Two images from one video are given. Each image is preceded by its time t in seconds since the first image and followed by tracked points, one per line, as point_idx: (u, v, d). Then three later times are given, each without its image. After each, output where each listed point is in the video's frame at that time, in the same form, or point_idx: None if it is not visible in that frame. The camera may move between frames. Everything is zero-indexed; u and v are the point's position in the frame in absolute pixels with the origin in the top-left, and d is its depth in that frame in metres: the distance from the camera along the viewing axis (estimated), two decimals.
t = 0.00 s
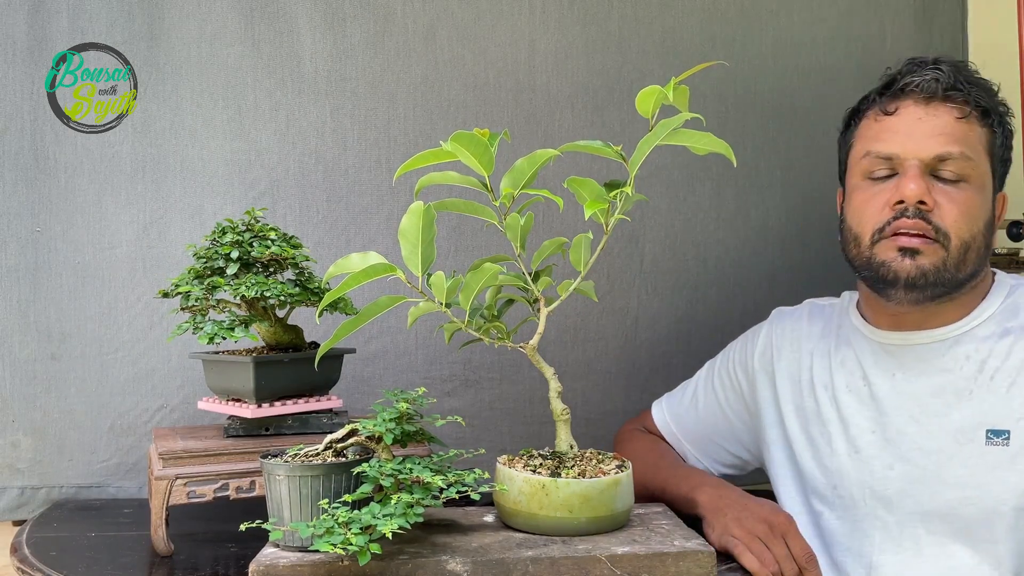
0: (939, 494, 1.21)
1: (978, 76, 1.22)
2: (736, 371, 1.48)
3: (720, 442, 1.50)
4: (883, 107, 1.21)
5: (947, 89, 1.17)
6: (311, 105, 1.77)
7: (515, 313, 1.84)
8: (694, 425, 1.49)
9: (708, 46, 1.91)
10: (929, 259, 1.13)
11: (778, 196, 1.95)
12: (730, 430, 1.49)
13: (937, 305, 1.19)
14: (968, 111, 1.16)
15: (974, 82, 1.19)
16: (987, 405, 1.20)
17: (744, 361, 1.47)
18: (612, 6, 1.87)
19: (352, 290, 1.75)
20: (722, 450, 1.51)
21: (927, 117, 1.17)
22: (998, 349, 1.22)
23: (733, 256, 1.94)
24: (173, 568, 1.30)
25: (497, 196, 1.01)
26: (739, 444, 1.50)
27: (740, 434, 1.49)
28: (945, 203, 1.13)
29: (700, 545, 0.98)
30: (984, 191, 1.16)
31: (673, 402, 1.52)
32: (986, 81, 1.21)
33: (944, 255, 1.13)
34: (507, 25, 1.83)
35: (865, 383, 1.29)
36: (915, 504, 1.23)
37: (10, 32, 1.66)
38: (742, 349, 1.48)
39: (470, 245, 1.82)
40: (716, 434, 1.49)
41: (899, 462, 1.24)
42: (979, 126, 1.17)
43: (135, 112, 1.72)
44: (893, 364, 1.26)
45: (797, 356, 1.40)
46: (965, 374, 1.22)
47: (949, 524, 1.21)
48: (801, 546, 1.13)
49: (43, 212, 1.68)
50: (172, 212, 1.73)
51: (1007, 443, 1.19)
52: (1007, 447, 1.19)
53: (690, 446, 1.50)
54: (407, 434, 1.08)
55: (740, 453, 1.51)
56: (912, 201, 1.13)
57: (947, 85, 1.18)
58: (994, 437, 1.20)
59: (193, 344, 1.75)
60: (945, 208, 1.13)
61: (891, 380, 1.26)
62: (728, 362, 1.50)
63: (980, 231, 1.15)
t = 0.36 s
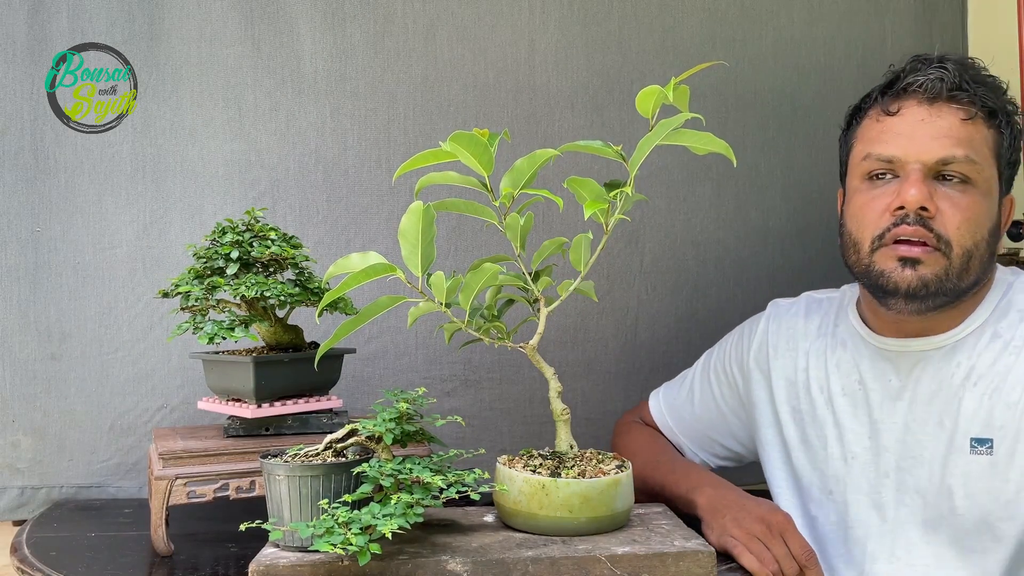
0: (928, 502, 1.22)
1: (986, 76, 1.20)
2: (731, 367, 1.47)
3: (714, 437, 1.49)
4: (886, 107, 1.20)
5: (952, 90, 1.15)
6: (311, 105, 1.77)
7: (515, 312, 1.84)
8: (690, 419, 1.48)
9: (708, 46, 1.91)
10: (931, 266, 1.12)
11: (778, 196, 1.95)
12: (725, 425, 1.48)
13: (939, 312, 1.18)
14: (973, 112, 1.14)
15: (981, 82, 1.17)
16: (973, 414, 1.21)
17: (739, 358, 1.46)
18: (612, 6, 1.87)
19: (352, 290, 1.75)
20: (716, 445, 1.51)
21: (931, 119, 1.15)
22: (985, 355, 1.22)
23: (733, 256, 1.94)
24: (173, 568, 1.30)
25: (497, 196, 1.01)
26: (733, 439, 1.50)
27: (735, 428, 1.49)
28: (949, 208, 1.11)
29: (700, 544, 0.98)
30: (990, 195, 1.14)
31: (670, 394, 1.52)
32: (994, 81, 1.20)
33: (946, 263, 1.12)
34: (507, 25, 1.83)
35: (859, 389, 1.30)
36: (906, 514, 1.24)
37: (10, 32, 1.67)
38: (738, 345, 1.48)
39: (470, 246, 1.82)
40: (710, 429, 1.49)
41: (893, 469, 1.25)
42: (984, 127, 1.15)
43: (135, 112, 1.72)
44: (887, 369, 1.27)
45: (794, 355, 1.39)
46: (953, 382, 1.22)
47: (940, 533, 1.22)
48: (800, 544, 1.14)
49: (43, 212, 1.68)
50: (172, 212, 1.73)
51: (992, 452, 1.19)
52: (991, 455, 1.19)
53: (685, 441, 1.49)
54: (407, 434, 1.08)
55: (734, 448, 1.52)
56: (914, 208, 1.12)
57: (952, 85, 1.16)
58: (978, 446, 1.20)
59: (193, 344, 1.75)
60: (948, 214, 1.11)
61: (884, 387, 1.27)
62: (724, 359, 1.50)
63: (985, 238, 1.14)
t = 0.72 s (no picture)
0: (902, 509, 1.19)
1: (907, 74, 1.16)
2: (709, 378, 1.45)
3: (703, 446, 1.49)
4: (809, 131, 1.16)
5: (870, 103, 1.11)
6: (311, 105, 1.77)
7: (515, 312, 1.84)
8: (675, 431, 1.47)
9: (707, 46, 1.91)
10: (883, 284, 1.10)
11: (778, 195, 1.95)
12: (713, 434, 1.48)
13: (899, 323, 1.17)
14: (895, 121, 1.10)
15: (899, 85, 1.13)
16: (941, 415, 1.18)
17: (716, 369, 1.44)
18: (612, 6, 1.87)
19: (352, 290, 1.75)
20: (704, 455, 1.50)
21: (853, 136, 1.11)
22: (951, 355, 1.20)
23: (732, 256, 1.94)
24: (173, 568, 1.30)
25: (497, 196, 1.01)
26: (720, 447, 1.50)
27: (722, 437, 1.48)
28: (888, 223, 1.09)
29: (700, 544, 0.98)
30: (932, 198, 1.11)
31: (654, 406, 1.50)
32: (917, 78, 1.16)
33: (896, 277, 1.10)
34: (507, 25, 1.83)
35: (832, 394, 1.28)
36: (880, 522, 1.20)
37: (10, 32, 1.67)
38: (714, 356, 1.46)
39: (470, 245, 1.82)
40: (699, 438, 1.48)
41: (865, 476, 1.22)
42: (912, 131, 1.11)
43: (135, 112, 1.72)
44: (858, 376, 1.25)
45: (770, 364, 1.37)
46: (922, 383, 1.20)
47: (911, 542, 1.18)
48: (798, 541, 1.14)
49: (43, 212, 1.69)
50: (172, 212, 1.73)
51: (960, 452, 1.16)
52: (960, 456, 1.16)
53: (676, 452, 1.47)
54: (408, 434, 1.08)
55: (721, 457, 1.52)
56: (852, 230, 1.09)
57: (868, 98, 1.12)
58: (947, 447, 1.17)
59: (193, 344, 1.75)
60: (888, 229, 1.09)
61: (857, 392, 1.25)
62: (702, 369, 1.48)
63: (933, 242, 1.12)
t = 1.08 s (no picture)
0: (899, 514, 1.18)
1: (855, 82, 1.17)
2: (705, 380, 1.45)
3: (700, 447, 1.48)
4: (768, 151, 1.17)
5: (821, 115, 1.12)
6: (311, 105, 1.77)
7: (515, 312, 1.84)
8: (674, 432, 1.47)
9: (707, 46, 1.91)
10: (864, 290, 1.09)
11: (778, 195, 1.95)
12: (711, 437, 1.48)
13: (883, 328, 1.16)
14: (849, 129, 1.10)
15: (847, 94, 1.14)
16: (936, 419, 1.17)
17: (713, 370, 1.44)
18: (612, 6, 1.87)
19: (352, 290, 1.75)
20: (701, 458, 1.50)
21: (811, 149, 1.11)
22: (940, 359, 1.18)
23: (732, 256, 1.94)
24: (173, 568, 1.30)
25: (497, 196, 1.01)
26: (718, 450, 1.50)
27: (720, 439, 1.48)
28: (860, 230, 1.08)
29: (700, 544, 0.98)
30: (900, 199, 1.11)
31: (651, 407, 1.50)
32: (866, 85, 1.16)
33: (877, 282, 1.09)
34: (507, 25, 1.83)
35: (826, 399, 1.27)
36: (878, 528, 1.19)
37: (10, 32, 1.67)
38: (711, 357, 1.46)
39: (470, 246, 1.82)
40: (697, 440, 1.48)
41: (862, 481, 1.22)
42: (868, 136, 1.11)
43: (135, 112, 1.72)
44: (851, 382, 1.24)
45: (766, 367, 1.37)
46: (914, 388, 1.19)
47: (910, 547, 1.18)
48: (799, 541, 1.14)
49: (43, 212, 1.69)
50: (172, 212, 1.73)
51: (956, 457, 1.16)
52: (956, 460, 1.16)
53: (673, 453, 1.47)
54: (408, 434, 1.08)
55: (719, 459, 1.52)
56: (824, 241, 1.09)
57: (820, 110, 1.12)
58: (943, 452, 1.16)
59: (193, 344, 1.75)
60: (861, 235, 1.08)
61: (851, 398, 1.24)
62: (698, 371, 1.48)
63: (907, 242, 1.11)
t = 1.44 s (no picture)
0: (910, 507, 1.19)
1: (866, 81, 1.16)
2: (712, 376, 1.47)
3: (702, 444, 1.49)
4: (780, 150, 1.16)
5: (835, 114, 1.11)
6: (311, 105, 1.77)
7: (515, 313, 1.84)
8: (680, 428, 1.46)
9: (707, 46, 1.91)
10: (881, 289, 1.09)
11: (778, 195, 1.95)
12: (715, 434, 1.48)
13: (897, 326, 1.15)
14: (863, 128, 1.10)
15: (860, 93, 1.14)
16: (941, 415, 1.16)
17: (721, 367, 1.46)
18: (613, 6, 1.87)
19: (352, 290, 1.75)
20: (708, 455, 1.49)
21: (826, 149, 1.11)
22: (944, 353, 1.17)
23: (733, 256, 1.94)
24: (173, 568, 1.30)
25: (498, 196, 1.01)
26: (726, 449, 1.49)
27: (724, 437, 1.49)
28: (876, 229, 1.08)
29: (700, 544, 0.98)
30: (913, 198, 1.10)
31: (657, 404, 1.51)
32: (875, 83, 1.16)
33: (893, 281, 1.09)
34: (507, 25, 1.83)
35: (834, 395, 1.27)
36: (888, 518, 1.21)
37: (10, 32, 1.67)
38: (719, 354, 1.48)
39: (470, 246, 1.82)
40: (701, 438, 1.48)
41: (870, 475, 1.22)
42: (882, 135, 1.11)
43: (135, 112, 1.72)
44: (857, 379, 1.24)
45: (772, 362, 1.39)
46: (919, 384, 1.18)
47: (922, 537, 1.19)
48: (798, 541, 1.13)
49: (42, 212, 1.68)
50: (172, 212, 1.73)
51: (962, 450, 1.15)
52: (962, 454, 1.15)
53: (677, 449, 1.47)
54: (408, 434, 1.08)
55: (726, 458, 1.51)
56: (841, 240, 1.08)
57: (833, 110, 1.12)
58: (949, 446, 1.16)
59: (193, 344, 1.75)
60: (878, 234, 1.08)
61: (857, 393, 1.23)
62: (706, 366, 1.49)
63: (922, 240, 1.11)
